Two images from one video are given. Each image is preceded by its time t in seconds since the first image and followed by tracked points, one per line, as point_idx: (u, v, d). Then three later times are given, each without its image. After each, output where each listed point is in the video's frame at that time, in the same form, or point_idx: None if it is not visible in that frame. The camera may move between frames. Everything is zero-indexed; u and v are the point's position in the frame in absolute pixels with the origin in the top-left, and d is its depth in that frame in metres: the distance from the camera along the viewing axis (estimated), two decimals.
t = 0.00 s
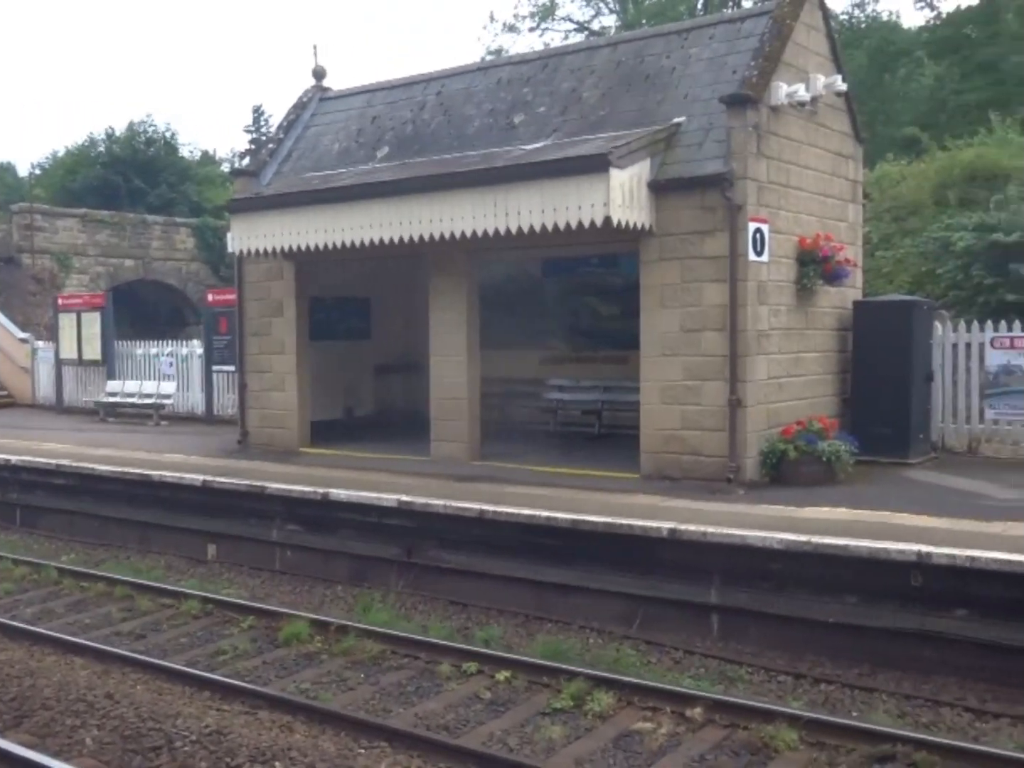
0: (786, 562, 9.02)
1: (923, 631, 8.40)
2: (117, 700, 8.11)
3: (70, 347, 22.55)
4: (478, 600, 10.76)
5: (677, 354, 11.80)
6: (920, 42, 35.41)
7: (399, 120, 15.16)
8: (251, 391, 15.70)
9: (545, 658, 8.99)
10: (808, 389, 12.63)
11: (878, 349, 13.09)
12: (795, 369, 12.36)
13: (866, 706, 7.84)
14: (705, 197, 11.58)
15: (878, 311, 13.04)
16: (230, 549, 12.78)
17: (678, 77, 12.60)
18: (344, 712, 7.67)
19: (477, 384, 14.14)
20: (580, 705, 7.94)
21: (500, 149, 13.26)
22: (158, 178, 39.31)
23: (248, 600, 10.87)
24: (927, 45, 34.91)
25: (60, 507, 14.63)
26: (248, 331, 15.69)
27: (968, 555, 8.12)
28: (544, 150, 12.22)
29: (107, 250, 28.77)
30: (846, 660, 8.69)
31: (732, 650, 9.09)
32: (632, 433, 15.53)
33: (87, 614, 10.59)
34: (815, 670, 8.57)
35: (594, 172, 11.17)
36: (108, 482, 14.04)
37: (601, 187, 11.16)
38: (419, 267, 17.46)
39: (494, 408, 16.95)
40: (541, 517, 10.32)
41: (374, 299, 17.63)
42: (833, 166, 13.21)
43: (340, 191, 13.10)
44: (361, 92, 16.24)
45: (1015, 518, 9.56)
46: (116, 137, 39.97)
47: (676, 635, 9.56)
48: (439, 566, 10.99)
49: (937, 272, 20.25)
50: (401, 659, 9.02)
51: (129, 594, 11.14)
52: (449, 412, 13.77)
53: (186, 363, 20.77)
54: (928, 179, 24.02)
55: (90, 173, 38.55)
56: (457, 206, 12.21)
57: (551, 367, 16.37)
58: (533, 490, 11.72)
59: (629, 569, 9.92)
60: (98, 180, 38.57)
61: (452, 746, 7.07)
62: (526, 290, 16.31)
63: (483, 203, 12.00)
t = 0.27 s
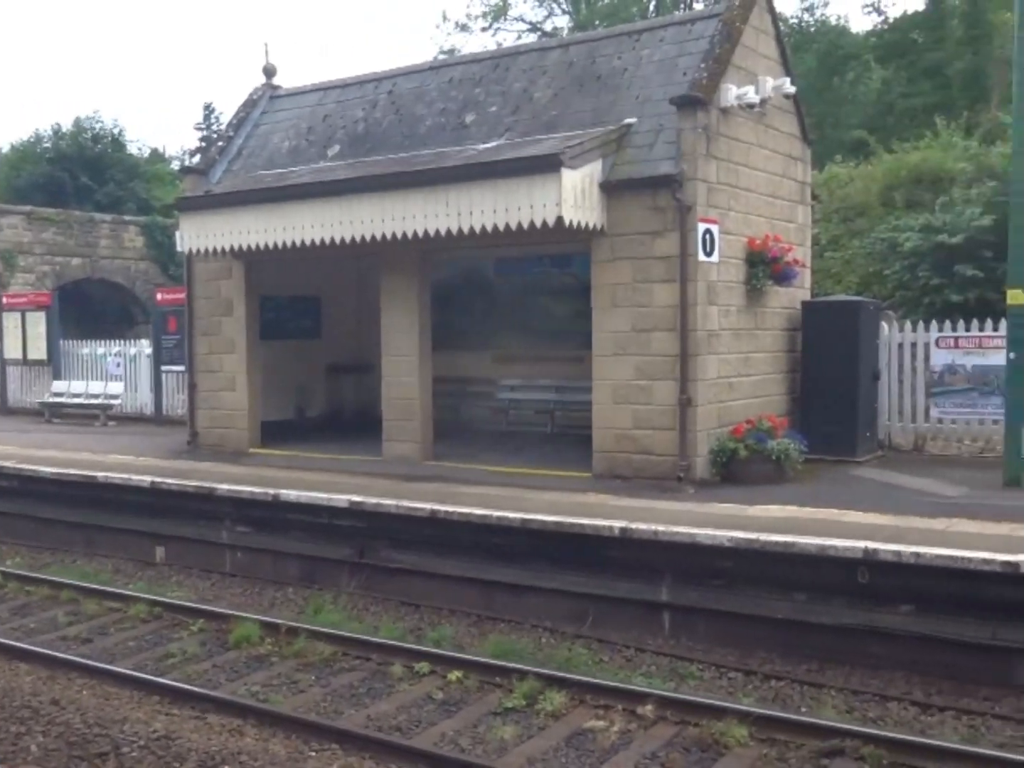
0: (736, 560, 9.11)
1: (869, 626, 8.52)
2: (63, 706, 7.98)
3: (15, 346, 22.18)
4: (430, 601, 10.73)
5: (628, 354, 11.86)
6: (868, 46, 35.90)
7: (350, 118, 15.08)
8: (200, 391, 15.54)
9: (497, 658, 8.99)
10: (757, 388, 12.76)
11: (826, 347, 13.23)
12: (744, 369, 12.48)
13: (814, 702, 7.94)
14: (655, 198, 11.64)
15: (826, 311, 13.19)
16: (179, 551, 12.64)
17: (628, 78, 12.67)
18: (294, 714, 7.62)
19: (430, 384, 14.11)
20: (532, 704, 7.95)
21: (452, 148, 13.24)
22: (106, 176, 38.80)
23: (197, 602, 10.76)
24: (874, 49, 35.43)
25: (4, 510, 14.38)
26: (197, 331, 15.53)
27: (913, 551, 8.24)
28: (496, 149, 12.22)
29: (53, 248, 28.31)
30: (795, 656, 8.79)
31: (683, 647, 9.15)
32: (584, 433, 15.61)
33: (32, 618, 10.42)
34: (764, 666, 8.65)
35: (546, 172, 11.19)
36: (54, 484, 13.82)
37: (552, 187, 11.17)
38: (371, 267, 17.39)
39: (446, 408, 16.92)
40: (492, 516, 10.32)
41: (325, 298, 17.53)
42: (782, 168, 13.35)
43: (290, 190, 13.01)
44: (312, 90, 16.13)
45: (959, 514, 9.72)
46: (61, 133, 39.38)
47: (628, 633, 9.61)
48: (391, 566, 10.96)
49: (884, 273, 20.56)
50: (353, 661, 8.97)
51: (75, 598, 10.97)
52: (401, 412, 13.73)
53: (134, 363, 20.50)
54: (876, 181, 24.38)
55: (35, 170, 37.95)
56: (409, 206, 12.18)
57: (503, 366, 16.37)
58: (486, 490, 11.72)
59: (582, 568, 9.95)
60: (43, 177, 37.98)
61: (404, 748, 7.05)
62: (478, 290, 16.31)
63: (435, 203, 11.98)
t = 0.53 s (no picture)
0: (668, 558, 9.19)
1: (798, 623, 8.65)
2: None
3: None
4: (364, 601, 10.68)
5: (564, 353, 11.91)
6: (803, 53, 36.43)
7: (286, 115, 14.94)
8: (131, 390, 15.28)
9: (431, 658, 8.97)
10: (691, 389, 12.89)
11: (759, 349, 13.40)
12: (678, 369, 12.60)
13: (745, 698, 8.04)
14: (592, 199, 11.71)
15: (758, 312, 13.36)
16: (108, 552, 12.42)
17: (565, 79, 12.72)
18: (224, 717, 7.53)
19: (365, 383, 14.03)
20: (466, 704, 7.95)
21: (389, 146, 13.18)
22: (34, 169, 37.97)
23: (126, 604, 10.58)
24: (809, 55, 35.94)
25: None
26: (128, 328, 15.27)
27: (841, 548, 8.38)
28: (433, 148, 12.19)
29: None
30: (726, 653, 8.90)
31: (617, 645, 9.22)
32: (520, 432, 15.64)
33: None
34: (696, 663, 8.75)
35: (482, 171, 11.19)
36: None
37: (489, 186, 11.19)
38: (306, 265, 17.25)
39: (382, 407, 16.85)
40: (427, 516, 10.29)
41: (259, 296, 17.35)
42: (716, 170, 13.50)
43: (223, 186, 12.85)
44: (247, 85, 15.96)
45: (886, 513, 9.90)
46: None
47: (562, 632, 9.65)
48: (324, 566, 10.88)
49: (816, 276, 20.90)
50: (285, 662, 8.89)
51: None
52: (336, 412, 13.64)
53: (63, 361, 20.10)
54: (809, 185, 24.77)
55: None
56: (344, 203, 12.10)
57: (440, 365, 16.34)
58: (421, 489, 11.68)
59: (517, 567, 9.97)
60: None
61: (336, 749, 7.00)
62: (415, 289, 16.26)
63: (371, 201, 11.92)
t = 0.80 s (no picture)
0: (599, 557, 9.26)
1: (727, 619, 8.77)
2: None
3: None
4: (295, 602, 10.60)
5: (497, 353, 11.94)
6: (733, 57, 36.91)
7: (216, 111, 14.76)
8: (56, 389, 14.98)
9: (363, 659, 8.94)
10: (623, 388, 13.00)
11: (689, 349, 13.57)
12: (611, 369, 12.70)
13: (674, 694, 8.14)
14: (524, 199, 11.75)
15: (689, 313, 13.53)
16: (31, 556, 12.15)
17: (498, 80, 12.74)
18: (151, 721, 7.42)
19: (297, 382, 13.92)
20: (397, 704, 7.93)
21: (320, 144, 13.10)
22: None
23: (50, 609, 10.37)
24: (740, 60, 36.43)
25: None
26: (53, 327, 14.96)
27: (768, 546, 8.52)
28: (365, 147, 12.14)
29: None
30: (657, 650, 8.99)
31: (548, 643, 9.27)
32: (453, 431, 15.63)
33: None
34: (627, 660, 8.83)
35: (414, 171, 11.17)
36: None
37: (421, 186, 11.17)
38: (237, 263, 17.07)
39: (315, 406, 16.72)
40: (359, 516, 10.25)
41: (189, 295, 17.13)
42: (647, 172, 13.64)
43: (151, 183, 12.66)
44: (176, 81, 15.73)
45: (812, 510, 10.09)
46: None
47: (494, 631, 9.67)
48: (254, 568, 10.78)
49: (746, 277, 21.19)
50: (214, 665, 8.79)
51: None
52: (267, 412, 13.51)
53: None
54: (740, 187, 25.12)
55: None
56: (275, 202, 11.99)
57: (373, 365, 16.27)
58: (353, 489, 11.63)
59: (449, 567, 9.98)
60: None
61: (266, 752, 6.94)
62: (348, 288, 16.17)
63: (302, 199, 11.83)
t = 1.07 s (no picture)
0: (538, 555, 9.30)
1: (663, 618, 8.85)
2: None
3: None
4: (232, 601, 10.50)
5: (437, 352, 11.94)
6: (678, 61, 37.27)
7: (154, 104, 14.57)
8: None
9: (300, 658, 8.88)
10: (564, 388, 13.06)
11: (629, 350, 13.66)
12: (551, 369, 12.75)
13: (611, 691, 8.20)
14: (466, 199, 11.76)
15: (629, 314, 13.62)
16: None
17: (441, 78, 12.72)
18: (81, 723, 7.31)
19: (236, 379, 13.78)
20: (335, 703, 7.90)
21: (261, 139, 12.98)
22: None
23: None
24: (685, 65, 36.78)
25: None
26: None
27: (703, 544, 8.61)
28: (306, 143, 12.05)
29: None
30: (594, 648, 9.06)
31: (487, 642, 9.28)
32: (394, 430, 15.58)
33: None
34: (564, 659, 8.87)
35: (356, 168, 11.12)
36: None
37: (362, 183, 11.12)
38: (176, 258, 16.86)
39: (254, 404, 16.57)
40: (297, 514, 10.18)
41: (126, 290, 16.88)
42: (589, 173, 13.70)
43: (87, 176, 12.46)
44: (113, 72, 15.49)
45: (748, 509, 10.21)
46: None
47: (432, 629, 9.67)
48: (190, 567, 10.66)
49: (688, 278, 21.40)
50: (148, 665, 8.68)
51: None
52: (205, 409, 13.36)
53: None
54: (682, 190, 25.34)
55: None
56: (214, 196, 11.87)
57: (314, 362, 16.16)
58: (292, 487, 11.54)
59: (388, 565, 9.97)
60: None
61: (200, 753, 6.87)
62: (289, 285, 16.04)
63: (241, 194, 11.72)
